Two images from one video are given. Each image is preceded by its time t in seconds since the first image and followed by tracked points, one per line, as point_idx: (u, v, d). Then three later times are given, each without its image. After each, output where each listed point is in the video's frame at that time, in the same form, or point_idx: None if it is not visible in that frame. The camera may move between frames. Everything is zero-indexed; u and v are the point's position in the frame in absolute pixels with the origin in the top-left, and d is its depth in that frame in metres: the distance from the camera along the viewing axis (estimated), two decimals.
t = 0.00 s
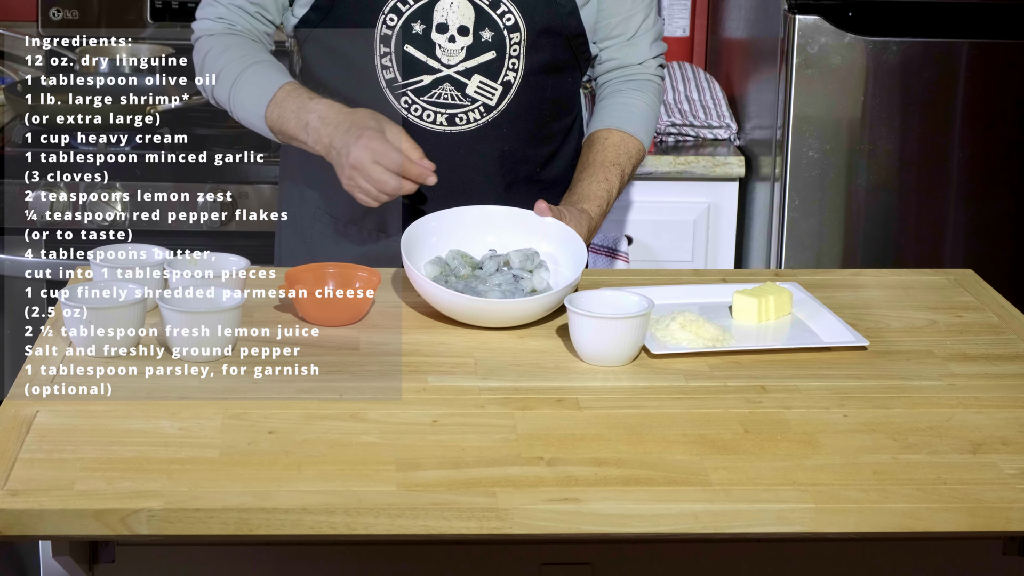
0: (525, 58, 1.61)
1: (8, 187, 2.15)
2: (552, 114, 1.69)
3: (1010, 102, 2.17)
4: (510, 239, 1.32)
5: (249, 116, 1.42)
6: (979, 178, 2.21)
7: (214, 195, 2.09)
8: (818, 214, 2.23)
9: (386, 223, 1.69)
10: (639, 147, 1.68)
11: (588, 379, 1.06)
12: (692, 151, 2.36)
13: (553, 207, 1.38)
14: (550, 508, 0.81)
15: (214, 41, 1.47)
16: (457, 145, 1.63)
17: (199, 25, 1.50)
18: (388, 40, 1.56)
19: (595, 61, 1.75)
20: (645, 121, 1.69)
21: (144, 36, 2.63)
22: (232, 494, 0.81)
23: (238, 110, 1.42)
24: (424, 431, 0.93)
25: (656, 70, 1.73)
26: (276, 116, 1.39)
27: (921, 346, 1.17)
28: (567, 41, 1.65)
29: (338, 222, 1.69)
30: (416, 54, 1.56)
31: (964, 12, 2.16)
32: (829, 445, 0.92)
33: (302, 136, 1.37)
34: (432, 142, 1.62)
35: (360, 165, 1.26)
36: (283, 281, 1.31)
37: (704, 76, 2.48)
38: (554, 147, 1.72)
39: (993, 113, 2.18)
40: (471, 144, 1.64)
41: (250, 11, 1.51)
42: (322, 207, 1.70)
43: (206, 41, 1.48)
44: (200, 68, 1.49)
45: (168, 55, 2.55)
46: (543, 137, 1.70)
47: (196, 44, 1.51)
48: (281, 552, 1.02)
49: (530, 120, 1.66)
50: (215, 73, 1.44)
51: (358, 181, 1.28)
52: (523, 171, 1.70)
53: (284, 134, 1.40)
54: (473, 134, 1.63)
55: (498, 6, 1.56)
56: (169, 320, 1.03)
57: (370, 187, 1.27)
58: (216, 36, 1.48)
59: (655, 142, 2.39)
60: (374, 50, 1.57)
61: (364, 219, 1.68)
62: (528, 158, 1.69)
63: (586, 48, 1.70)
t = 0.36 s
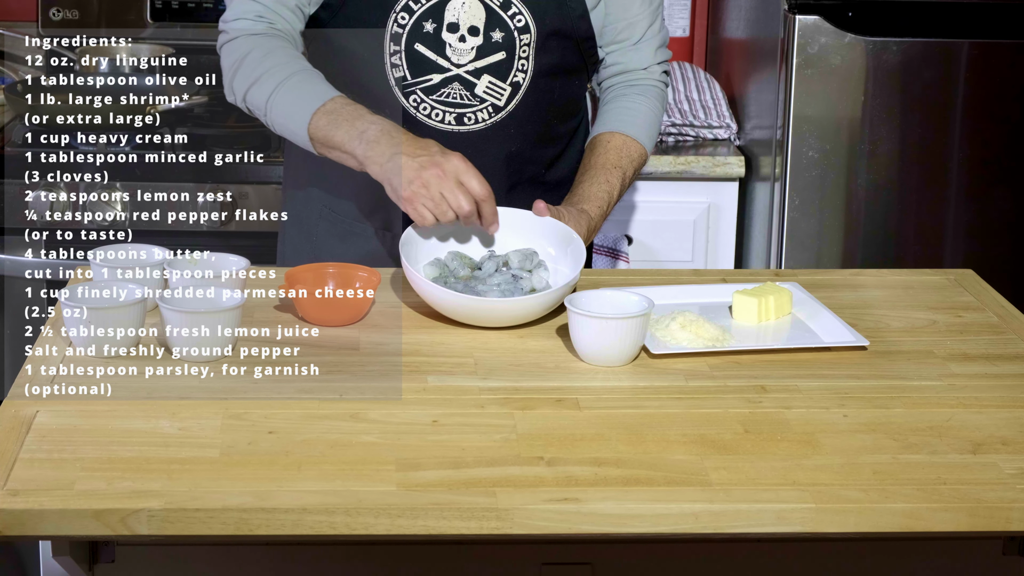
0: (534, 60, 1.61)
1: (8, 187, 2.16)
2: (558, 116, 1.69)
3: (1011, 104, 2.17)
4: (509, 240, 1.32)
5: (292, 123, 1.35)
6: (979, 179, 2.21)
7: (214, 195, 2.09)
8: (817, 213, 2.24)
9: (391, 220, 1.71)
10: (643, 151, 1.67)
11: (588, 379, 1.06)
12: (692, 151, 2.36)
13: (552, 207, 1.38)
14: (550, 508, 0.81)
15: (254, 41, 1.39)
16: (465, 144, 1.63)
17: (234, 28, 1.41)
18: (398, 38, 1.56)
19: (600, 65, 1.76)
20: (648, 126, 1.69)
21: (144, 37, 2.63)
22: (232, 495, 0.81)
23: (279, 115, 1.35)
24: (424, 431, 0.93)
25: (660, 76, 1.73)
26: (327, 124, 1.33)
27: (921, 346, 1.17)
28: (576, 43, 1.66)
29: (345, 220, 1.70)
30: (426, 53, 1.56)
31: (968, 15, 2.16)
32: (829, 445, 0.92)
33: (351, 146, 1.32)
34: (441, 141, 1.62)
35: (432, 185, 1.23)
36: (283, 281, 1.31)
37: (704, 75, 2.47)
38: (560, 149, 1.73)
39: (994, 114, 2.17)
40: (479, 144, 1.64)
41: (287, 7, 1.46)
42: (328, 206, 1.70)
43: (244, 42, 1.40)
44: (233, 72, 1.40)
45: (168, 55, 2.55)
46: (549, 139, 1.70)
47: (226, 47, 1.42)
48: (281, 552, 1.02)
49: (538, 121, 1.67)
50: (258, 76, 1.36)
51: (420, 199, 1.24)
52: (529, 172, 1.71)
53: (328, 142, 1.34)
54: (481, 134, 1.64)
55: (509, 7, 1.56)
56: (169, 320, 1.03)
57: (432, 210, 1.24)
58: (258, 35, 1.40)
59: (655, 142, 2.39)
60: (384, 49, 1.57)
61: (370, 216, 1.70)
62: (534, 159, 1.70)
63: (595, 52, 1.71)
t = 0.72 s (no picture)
0: (544, 61, 1.62)
1: (8, 187, 2.16)
2: (567, 117, 1.69)
3: (1012, 105, 2.17)
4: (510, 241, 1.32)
5: (311, 127, 1.36)
6: (979, 179, 2.21)
7: (214, 195, 2.09)
8: (818, 213, 2.24)
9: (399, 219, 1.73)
10: (646, 154, 1.66)
11: (588, 379, 1.06)
12: (692, 151, 2.35)
13: (552, 207, 1.38)
14: (550, 508, 0.81)
15: (276, 43, 1.40)
16: (474, 145, 1.63)
17: (255, 27, 1.42)
18: (409, 38, 1.56)
19: (607, 68, 1.75)
20: (652, 129, 1.68)
21: (144, 36, 2.63)
22: (232, 495, 0.81)
23: (298, 118, 1.36)
24: (424, 430, 0.93)
25: (666, 80, 1.73)
26: (348, 131, 1.33)
27: (921, 346, 1.17)
28: (586, 45, 1.67)
29: (353, 219, 1.70)
30: (437, 53, 1.57)
31: (974, 18, 2.16)
32: (829, 445, 0.92)
33: (371, 155, 1.31)
34: (449, 140, 1.62)
35: (455, 204, 1.20)
36: (283, 281, 1.31)
37: (704, 75, 2.47)
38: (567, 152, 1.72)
39: (995, 115, 2.18)
40: (488, 145, 1.64)
41: (307, 6, 1.47)
42: (335, 205, 1.70)
43: (265, 42, 1.41)
44: (253, 71, 1.41)
45: (167, 55, 2.54)
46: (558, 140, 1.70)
47: (245, 46, 1.43)
48: (281, 552, 1.02)
49: (547, 122, 1.67)
50: (278, 78, 1.37)
51: (442, 214, 1.21)
52: (538, 173, 1.70)
53: (348, 149, 1.34)
54: (491, 134, 1.63)
55: (520, 8, 1.57)
56: (169, 320, 1.03)
57: (451, 228, 1.20)
58: (280, 36, 1.41)
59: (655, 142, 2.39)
60: (395, 48, 1.58)
61: (378, 215, 1.71)
62: (542, 160, 1.70)
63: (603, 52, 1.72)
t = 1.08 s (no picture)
0: (549, 61, 1.61)
1: (8, 187, 2.16)
2: (572, 118, 1.69)
3: (1013, 106, 2.17)
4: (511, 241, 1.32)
5: (315, 125, 1.36)
6: (979, 179, 2.21)
7: (214, 195, 2.09)
8: (817, 213, 2.24)
9: (404, 220, 1.72)
10: (649, 156, 1.66)
11: (588, 379, 1.06)
12: (692, 151, 2.35)
13: (553, 207, 1.38)
14: (550, 508, 0.81)
15: (281, 42, 1.40)
16: (478, 145, 1.63)
17: (261, 25, 1.42)
18: (414, 37, 1.57)
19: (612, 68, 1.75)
20: (657, 131, 1.68)
21: (144, 36, 2.63)
22: (232, 495, 0.81)
23: (302, 116, 1.36)
24: (424, 430, 0.93)
25: (671, 82, 1.73)
26: (352, 129, 1.33)
27: (921, 346, 1.17)
28: (592, 46, 1.67)
29: (358, 218, 1.70)
30: (441, 53, 1.57)
31: (978, 20, 2.17)
32: (829, 445, 0.92)
33: (374, 152, 1.31)
34: (454, 141, 1.62)
35: (461, 201, 1.20)
36: (283, 281, 1.31)
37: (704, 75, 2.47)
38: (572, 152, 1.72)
39: (995, 115, 2.18)
40: (492, 145, 1.64)
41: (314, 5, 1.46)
42: (341, 204, 1.70)
43: (270, 42, 1.41)
44: (258, 70, 1.41)
45: (168, 55, 2.54)
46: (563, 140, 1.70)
47: (250, 45, 1.43)
48: (281, 551, 1.02)
49: (552, 122, 1.66)
50: (283, 77, 1.37)
51: (447, 211, 1.20)
52: (542, 173, 1.70)
53: (351, 146, 1.34)
54: (495, 134, 1.63)
55: (524, 9, 1.57)
56: (169, 320, 1.03)
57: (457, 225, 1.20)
58: (286, 35, 1.41)
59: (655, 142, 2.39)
60: (399, 48, 1.58)
61: (383, 215, 1.70)
62: (547, 160, 1.69)
63: (609, 53, 1.71)
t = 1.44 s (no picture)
0: (550, 61, 1.62)
1: (9, 187, 2.16)
2: (574, 118, 1.69)
3: (1013, 107, 2.17)
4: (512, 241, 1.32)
5: (313, 121, 1.36)
6: (979, 179, 2.21)
7: (214, 195, 2.09)
8: (817, 213, 2.24)
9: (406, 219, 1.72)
10: (651, 156, 1.65)
11: (588, 379, 1.06)
12: (692, 151, 2.35)
13: (554, 207, 1.38)
14: (550, 508, 0.81)
15: (280, 40, 1.40)
16: (479, 144, 1.63)
17: (261, 24, 1.42)
18: (415, 37, 1.57)
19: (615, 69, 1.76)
20: (658, 132, 1.68)
21: (144, 36, 2.63)
22: (232, 495, 0.81)
23: (300, 113, 1.36)
24: (423, 430, 0.93)
25: (673, 82, 1.72)
26: (349, 125, 1.33)
27: (921, 346, 1.17)
28: (593, 46, 1.67)
29: (360, 217, 1.70)
30: (443, 53, 1.57)
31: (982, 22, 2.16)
32: (829, 445, 0.92)
33: (371, 148, 1.31)
34: (456, 140, 1.62)
35: (456, 192, 1.20)
36: (283, 282, 1.31)
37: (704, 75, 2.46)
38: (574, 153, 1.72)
39: (995, 116, 2.18)
40: (493, 144, 1.64)
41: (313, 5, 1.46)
42: (343, 204, 1.70)
43: (269, 40, 1.41)
44: (257, 67, 1.41)
45: (168, 55, 2.54)
46: (564, 140, 1.70)
47: (250, 43, 1.43)
48: (281, 551, 1.02)
49: (553, 122, 1.66)
50: (281, 75, 1.37)
51: (443, 203, 1.20)
52: (544, 173, 1.70)
53: (347, 142, 1.34)
54: (496, 134, 1.63)
55: (525, 8, 1.57)
56: (169, 320, 1.03)
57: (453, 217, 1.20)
58: (286, 33, 1.41)
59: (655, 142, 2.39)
60: (401, 47, 1.58)
61: (385, 214, 1.70)
62: (549, 160, 1.69)
63: (611, 53, 1.72)
